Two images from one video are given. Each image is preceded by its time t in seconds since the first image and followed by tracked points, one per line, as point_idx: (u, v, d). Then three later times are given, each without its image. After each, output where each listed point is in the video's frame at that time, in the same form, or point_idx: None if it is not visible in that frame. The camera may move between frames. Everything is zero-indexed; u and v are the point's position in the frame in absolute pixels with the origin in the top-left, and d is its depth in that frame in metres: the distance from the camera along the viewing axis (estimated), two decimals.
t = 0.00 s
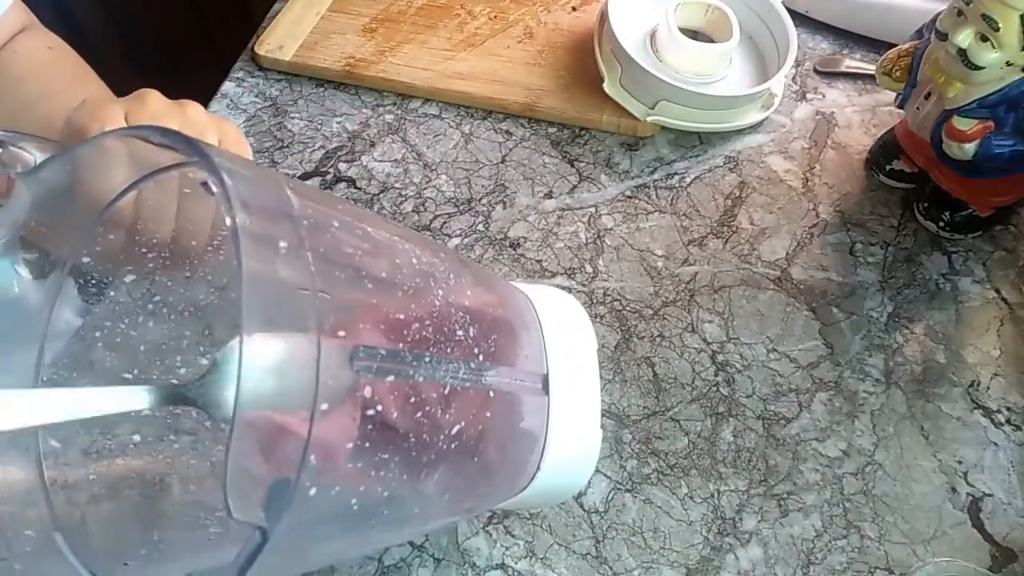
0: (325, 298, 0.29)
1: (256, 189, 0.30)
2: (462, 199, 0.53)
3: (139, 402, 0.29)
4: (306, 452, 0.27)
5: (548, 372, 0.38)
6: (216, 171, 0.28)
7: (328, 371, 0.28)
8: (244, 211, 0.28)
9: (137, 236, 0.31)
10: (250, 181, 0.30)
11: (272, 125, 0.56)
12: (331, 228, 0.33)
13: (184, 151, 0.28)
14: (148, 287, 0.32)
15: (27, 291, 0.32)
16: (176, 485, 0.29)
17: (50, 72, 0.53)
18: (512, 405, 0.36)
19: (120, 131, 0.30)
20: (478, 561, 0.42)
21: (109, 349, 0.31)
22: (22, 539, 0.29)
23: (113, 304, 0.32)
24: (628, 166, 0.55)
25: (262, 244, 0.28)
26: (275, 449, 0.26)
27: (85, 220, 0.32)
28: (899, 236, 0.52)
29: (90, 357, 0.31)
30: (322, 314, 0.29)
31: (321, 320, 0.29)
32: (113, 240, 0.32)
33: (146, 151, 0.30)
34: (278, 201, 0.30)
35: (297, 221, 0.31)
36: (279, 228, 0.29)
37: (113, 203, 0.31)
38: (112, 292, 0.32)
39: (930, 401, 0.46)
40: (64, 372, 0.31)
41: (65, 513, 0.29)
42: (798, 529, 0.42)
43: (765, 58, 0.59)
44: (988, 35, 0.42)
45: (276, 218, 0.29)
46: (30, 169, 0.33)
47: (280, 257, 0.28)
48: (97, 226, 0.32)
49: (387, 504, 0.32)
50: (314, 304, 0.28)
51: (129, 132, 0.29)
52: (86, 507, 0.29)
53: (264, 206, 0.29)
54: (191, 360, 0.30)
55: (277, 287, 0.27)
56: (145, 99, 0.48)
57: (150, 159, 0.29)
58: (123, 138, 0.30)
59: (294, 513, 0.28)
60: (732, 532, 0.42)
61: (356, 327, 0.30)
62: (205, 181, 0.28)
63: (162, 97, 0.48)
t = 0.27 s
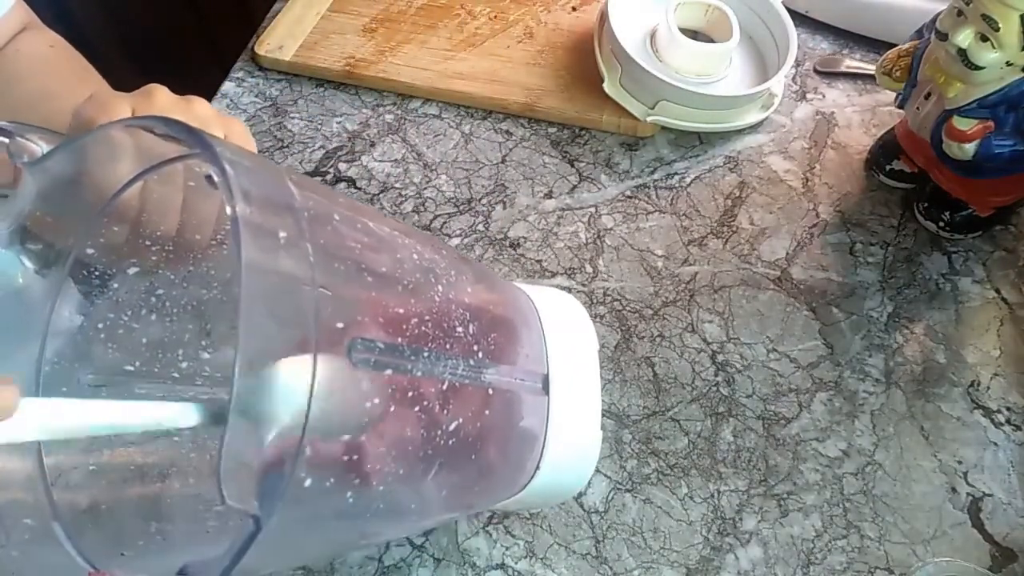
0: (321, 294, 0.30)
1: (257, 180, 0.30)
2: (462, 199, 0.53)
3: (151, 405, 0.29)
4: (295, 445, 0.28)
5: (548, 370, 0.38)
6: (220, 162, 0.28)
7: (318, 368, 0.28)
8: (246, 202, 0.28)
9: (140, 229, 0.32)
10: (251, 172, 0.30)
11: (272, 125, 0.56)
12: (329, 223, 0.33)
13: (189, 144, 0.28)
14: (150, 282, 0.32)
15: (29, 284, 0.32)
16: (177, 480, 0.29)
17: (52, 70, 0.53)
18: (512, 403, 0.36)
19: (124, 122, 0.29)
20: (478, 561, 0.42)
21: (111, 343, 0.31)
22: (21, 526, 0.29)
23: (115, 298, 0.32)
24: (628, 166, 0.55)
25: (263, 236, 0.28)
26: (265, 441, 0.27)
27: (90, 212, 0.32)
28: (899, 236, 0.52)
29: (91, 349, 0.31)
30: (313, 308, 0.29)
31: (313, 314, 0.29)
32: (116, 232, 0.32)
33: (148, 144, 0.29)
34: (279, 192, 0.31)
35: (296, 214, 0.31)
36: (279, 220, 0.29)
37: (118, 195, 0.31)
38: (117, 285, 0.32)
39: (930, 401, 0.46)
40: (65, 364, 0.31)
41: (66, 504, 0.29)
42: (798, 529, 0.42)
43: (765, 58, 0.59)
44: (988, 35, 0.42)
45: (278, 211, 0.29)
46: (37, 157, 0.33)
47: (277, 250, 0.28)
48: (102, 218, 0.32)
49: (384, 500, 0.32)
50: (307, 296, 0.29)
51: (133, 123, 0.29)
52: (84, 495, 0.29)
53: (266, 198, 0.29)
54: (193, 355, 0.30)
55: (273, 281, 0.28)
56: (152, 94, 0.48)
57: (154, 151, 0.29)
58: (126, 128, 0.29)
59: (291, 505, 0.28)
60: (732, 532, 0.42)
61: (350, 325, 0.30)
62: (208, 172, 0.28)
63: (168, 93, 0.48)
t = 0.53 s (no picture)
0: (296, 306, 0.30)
1: (230, 195, 0.30)
2: (463, 199, 0.53)
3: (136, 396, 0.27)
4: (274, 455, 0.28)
5: (540, 377, 0.37)
6: (190, 179, 0.29)
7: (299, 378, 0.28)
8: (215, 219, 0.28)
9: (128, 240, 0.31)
10: (224, 188, 0.31)
11: (272, 126, 0.56)
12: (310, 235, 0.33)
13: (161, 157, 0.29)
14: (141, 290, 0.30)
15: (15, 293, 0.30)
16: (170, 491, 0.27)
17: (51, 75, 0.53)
18: (505, 408, 0.35)
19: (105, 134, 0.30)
20: (478, 561, 0.42)
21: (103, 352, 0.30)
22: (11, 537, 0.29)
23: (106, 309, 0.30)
24: (628, 165, 0.55)
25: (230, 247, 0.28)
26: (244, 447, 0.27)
27: (76, 224, 0.31)
28: (899, 236, 0.52)
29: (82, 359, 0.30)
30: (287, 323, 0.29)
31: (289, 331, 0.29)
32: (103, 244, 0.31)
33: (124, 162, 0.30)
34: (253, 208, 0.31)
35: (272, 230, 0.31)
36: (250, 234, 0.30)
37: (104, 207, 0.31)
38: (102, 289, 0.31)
39: (930, 401, 0.46)
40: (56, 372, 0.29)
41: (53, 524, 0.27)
42: (798, 529, 0.42)
43: (765, 58, 0.59)
44: (988, 35, 0.42)
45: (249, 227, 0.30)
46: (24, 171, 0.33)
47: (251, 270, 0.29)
48: (89, 229, 0.31)
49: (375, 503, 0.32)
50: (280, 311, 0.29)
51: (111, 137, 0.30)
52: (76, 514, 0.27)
53: (239, 214, 0.30)
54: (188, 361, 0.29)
55: (247, 290, 0.28)
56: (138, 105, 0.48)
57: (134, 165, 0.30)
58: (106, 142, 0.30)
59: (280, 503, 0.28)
60: (732, 532, 0.42)
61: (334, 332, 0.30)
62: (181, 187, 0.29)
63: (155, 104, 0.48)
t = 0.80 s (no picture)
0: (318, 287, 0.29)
1: (259, 175, 0.29)
2: (463, 199, 0.53)
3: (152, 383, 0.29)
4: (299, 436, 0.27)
5: (548, 361, 0.38)
6: (221, 152, 0.27)
7: (317, 358, 0.28)
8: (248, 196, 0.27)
9: (139, 232, 0.33)
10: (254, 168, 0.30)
11: (272, 125, 0.56)
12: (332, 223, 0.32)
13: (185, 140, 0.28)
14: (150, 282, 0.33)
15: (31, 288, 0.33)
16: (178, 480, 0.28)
17: (55, 75, 0.53)
18: (514, 391, 0.36)
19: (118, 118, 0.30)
20: (478, 561, 0.42)
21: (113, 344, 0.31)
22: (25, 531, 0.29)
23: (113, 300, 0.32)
24: (628, 165, 0.55)
25: (262, 228, 0.27)
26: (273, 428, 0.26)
27: (88, 211, 0.33)
28: (900, 236, 0.52)
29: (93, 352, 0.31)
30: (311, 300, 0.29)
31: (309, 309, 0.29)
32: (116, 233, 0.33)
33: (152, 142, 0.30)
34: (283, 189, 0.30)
35: (300, 213, 0.30)
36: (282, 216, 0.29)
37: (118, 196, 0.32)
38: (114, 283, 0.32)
39: (930, 401, 0.46)
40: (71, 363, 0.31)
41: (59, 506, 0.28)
42: (798, 529, 0.42)
43: (765, 58, 0.59)
44: (988, 35, 0.42)
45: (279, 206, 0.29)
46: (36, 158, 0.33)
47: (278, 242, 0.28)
48: (101, 218, 0.33)
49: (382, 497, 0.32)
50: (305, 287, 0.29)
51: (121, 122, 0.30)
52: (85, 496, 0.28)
53: (268, 194, 0.29)
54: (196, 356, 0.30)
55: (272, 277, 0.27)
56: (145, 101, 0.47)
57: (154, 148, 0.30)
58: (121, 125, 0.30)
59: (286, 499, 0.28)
60: (732, 532, 0.42)
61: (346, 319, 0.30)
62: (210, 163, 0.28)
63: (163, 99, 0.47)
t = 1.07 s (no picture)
0: (302, 297, 0.30)
1: (241, 194, 0.30)
2: (463, 199, 0.53)
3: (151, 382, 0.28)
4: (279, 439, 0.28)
5: (544, 372, 0.37)
6: (194, 172, 0.29)
7: (303, 364, 0.28)
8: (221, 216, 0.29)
9: (133, 238, 0.32)
10: (235, 186, 0.31)
11: (272, 125, 0.56)
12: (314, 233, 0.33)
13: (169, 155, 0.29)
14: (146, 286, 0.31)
15: (27, 293, 0.32)
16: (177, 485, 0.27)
17: (59, 76, 0.53)
18: (509, 401, 0.35)
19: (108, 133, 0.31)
20: (478, 561, 0.42)
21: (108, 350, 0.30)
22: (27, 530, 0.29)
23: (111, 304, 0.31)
24: (628, 165, 0.55)
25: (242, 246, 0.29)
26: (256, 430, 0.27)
27: (80, 221, 0.32)
28: (899, 237, 0.52)
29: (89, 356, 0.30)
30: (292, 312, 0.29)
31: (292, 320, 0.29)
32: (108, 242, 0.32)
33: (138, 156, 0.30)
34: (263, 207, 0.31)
35: (280, 228, 0.31)
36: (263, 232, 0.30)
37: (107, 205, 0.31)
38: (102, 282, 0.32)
39: (930, 400, 0.46)
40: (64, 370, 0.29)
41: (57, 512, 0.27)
42: (798, 529, 0.42)
43: (765, 58, 0.59)
44: (988, 35, 0.42)
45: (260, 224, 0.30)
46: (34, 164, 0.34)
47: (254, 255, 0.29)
48: (92, 227, 0.32)
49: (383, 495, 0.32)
50: (283, 301, 0.29)
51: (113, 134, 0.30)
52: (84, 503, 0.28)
53: (248, 212, 0.30)
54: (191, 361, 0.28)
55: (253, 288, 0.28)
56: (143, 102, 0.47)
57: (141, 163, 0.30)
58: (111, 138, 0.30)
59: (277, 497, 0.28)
60: (732, 532, 0.42)
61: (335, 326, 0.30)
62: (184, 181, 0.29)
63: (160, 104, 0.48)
